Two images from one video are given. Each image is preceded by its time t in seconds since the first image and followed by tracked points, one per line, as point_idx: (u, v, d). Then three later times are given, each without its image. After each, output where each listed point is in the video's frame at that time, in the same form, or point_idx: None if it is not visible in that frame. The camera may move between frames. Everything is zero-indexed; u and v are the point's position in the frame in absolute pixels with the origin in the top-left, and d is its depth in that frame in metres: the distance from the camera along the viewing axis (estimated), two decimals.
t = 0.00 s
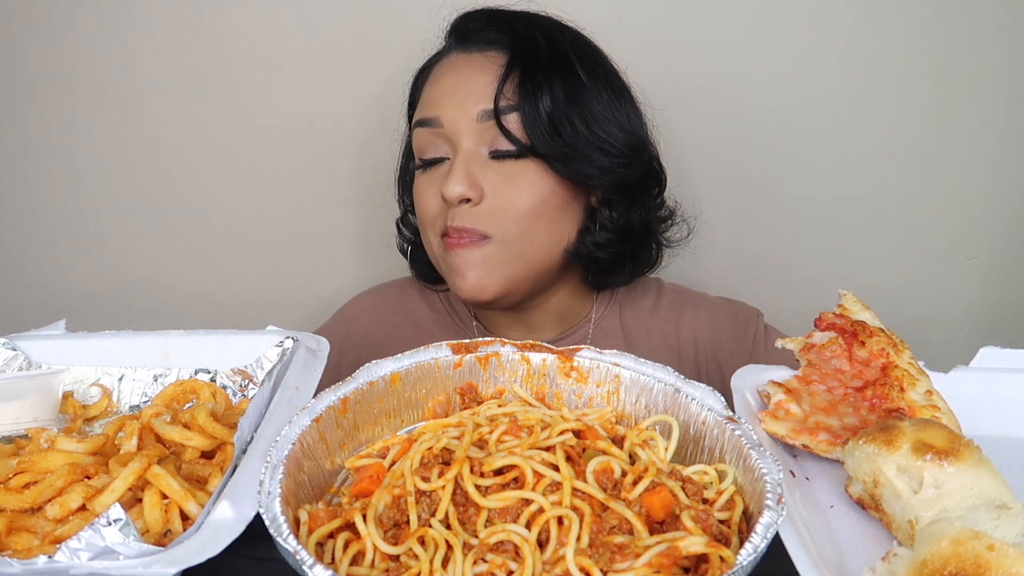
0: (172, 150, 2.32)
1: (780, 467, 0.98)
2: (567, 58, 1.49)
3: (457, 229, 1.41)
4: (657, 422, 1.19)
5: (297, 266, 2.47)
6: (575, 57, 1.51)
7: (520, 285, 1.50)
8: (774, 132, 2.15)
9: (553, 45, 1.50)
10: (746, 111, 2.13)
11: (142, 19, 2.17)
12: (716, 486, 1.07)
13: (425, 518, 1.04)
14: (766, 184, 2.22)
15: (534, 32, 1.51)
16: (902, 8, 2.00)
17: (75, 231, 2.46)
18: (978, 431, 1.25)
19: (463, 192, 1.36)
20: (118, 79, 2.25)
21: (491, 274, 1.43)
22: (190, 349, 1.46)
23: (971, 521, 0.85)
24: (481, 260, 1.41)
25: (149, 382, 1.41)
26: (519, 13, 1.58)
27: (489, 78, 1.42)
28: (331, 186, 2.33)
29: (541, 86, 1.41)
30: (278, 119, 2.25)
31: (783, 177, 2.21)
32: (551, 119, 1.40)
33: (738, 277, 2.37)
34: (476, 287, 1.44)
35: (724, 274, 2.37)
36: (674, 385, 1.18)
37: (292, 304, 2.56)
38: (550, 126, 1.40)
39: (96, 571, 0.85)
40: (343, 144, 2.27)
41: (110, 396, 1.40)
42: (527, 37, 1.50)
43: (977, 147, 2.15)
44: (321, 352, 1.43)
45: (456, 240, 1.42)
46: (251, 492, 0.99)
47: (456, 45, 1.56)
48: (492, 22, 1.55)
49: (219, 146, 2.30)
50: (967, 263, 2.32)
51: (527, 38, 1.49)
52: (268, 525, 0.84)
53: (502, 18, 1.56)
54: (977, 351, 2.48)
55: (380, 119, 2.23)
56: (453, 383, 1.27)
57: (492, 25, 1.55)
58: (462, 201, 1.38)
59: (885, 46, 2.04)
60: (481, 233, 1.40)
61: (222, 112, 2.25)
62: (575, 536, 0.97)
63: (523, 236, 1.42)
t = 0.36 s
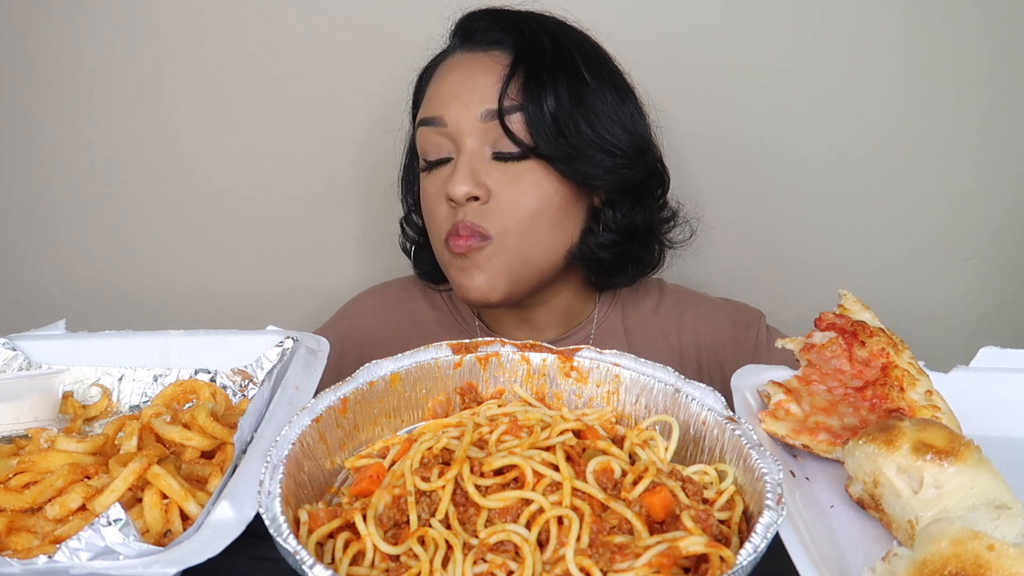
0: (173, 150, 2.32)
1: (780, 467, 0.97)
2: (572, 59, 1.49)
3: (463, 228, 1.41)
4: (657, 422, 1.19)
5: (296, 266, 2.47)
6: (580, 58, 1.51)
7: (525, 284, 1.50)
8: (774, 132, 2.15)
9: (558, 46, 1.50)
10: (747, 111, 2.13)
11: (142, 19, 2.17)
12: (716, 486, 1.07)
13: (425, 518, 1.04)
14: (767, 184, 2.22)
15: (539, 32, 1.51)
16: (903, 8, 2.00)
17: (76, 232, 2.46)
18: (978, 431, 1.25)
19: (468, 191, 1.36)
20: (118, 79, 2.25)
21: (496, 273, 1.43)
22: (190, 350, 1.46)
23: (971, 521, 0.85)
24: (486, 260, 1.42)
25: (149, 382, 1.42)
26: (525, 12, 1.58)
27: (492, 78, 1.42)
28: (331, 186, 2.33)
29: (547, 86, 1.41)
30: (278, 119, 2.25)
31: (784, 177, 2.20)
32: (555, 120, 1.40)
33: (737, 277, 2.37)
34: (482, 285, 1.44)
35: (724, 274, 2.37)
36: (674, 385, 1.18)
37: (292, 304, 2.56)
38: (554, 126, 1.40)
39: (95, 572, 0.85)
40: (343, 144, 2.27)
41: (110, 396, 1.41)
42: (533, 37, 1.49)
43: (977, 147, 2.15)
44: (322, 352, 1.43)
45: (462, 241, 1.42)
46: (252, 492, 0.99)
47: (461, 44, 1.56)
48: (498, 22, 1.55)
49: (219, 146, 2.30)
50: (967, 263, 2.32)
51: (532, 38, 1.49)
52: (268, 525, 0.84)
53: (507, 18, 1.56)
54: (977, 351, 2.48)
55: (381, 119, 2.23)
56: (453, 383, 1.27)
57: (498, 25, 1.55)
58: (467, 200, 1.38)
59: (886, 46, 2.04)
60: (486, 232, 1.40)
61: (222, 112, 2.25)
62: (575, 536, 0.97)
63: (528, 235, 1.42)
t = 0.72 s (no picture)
0: (173, 150, 2.32)
1: (780, 467, 0.97)
2: (571, 58, 1.49)
3: (462, 227, 1.41)
4: (657, 422, 1.19)
5: (296, 265, 2.47)
6: (579, 57, 1.51)
7: (525, 282, 1.50)
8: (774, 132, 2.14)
9: (557, 45, 1.50)
10: (747, 111, 2.12)
11: (142, 18, 2.17)
12: (716, 486, 1.07)
13: (425, 518, 1.04)
14: (767, 184, 2.22)
15: (538, 31, 1.51)
16: (904, 8, 2.00)
17: (75, 231, 2.46)
18: (978, 431, 1.25)
19: (468, 190, 1.36)
20: (118, 79, 2.25)
21: (496, 272, 1.43)
22: (190, 350, 1.46)
23: (971, 521, 0.85)
24: (486, 259, 1.42)
25: (149, 382, 1.41)
26: (523, 12, 1.58)
27: (492, 78, 1.42)
28: (331, 185, 2.33)
29: (546, 85, 1.41)
30: (278, 118, 2.25)
31: (784, 177, 2.20)
32: (555, 118, 1.40)
33: (737, 276, 2.37)
34: (482, 283, 1.44)
35: (724, 274, 2.37)
36: (674, 385, 1.18)
37: (292, 304, 2.56)
38: (554, 125, 1.40)
39: (96, 572, 0.85)
40: (343, 144, 2.27)
41: (110, 396, 1.40)
42: (532, 37, 1.49)
43: (977, 147, 2.15)
44: (322, 352, 1.43)
45: (462, 240, 1.42)
46: (251, 491, 0.99)
47: (460, 44, 1.56)
48: (496, 22, 1.55)
49: (219, 146, 2.30)
50: (967, 263, 2.32)
51: (531, 37, 1.49)
52: (268, 525, 0.84)
53: (506, 17, 1.56)
54: (977, 351, 2.48)
55: (381, 119, 2.23)
56: (453, 383, 1.27)
57: (497, 24, 1.54)
58: (467, 199, 1.38)
59: (887, 46, 2.04)
60: (486, 231, 1.40)
61: (222, 111, 2.25)
62: (575, 536, 0.97)
63: (527, 234, 1.42)
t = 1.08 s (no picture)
0: (173, 151, 2.32)
1: (780, 467, 0.98)
2: (569, 58, 1.49)
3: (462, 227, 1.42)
4: (657, 422, 1.19)
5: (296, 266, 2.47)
6: (577, 57, 1.51)
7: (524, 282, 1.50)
8: (773, 133, 2.15)
9: (554, 45, 1.50)
10: (746, 111, 2.13)
11: (142, 18, 2.17)
12: (716, 486, 1.07)
13: (424, 518, 1.04)
14: (766, 184, 2.22)
15: (536, 31, 1.51)
16: (903, 8, 2.00)
17: (75, 232, 2.46)
18: (978, 430, 1.25)
19: (466, 192, 1.37)
20: (118, 79, 2.25)
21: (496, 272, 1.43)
22: (190, 350, 1.46)
23: (972, 521, 0.85)
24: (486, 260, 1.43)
25: (149, 382, 1.42)
26: (522, 13, 1.58)
27: (491, 78, 1.41)
28: (331, 185, 2.33)
29: (544, 85, 1.41)
30: (279, 118, 2.25)
31: (783, 177, 2.21)
32: (553, 119, 1.40)
33: (737, 276, 2.37)
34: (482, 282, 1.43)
35: (724, 274, 2.37)
36: (674, 385, 1.18)
37: (292, 304, 2.56)
38: (551, 126, 1.40)
39: (96, 571, 0.85)
40: (343, 144, 2.27)
41: (110, 396, 1.40)
42: (529, 37, 1.49)
43: (977, 147, 2.15)
44: (321, 352, 1.43)
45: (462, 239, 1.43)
46: (251, 491, 0.99)
47: (459, 44, 1.56)
48: (495, 22, 1.55)
49: (219, 146, 2.30)
50: (967, 263, 2.32)
51: (529, 38, 1.49)
52: (268, 525, 0.84)
53: (505, 18, 1.56)
54: (977, 351, 2.49)
55: (381, 119, 2.23)
56: (453, 383, 1.27)
57: (495, 25, 1.55)
58: (465, 201, 1.38)
59: (887, 46, 2.04)
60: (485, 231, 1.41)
61: (222, 112, 2.25)
62: (575, 536, 0.97)
63: (526, 234, 1.42)
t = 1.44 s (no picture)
0: (173, 151, 2.32)
1: (780, 467, 0.98)
2: (569, 60, 1.49)
3: (463, 229, 1.42)
4: (657, 422, 1.19)
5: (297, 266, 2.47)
6: (578, 58, 1.51)
7: (525, 284, 1.50)
8: (773, 133, 2.15)
9: (554, 46, 1.50)
10: (746, 111, 2.12)
11: (142, 18, 2.17)
12: (716, 486, 1.07)
13: (424, 518, 1.04)
14: (767, 184, 2.22)
15: (536, 33, 1.51)
16: (903, 8, 2.00)
17: (75, 232, 2.46)
18: (977, 430, 1.25)
19: (467, 193, 1.36)
20: (118, 79, 2.25)
21: (496, 274, 1.43)
22: (190, 350, 1.46)
23: (972, 521, 0.85)
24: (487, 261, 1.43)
25: (150, 382, 1.42)
26: (522, 14, 1.58)
27: (491, 80, 1.41)
28: (331, 185, 2.33)
29: (544, 88, 1.41)
30: (278, 118, 2.25)
31: (783, 177, 2.21)
32: (553, 121, 1.40)
33: (737, 276, 2.37)
34: (482, 284, 1.43)
35: (724, 274, 2.37)
36: (674, 385, 1.18)
37: (292, 304, 2.56)
38: (551, 128, 1.40)
39: (96, 572, 0.85)
40: (343, 144, 2.27)
41: (110, 396, 1.40)
42: (529, 39, 1.49)
43: (977, 147, 2.15)
44: (321, 352, 1.43)
45: (463, 241, 1.43)
46: (251, 491, 0.99)
47: (459, 46, 1.56)
48: (494, 24, 1.55)
49: (219, 146, 2.30)
50: (967, 263, 2.32)
51: (529, 39, 1.49)
52: (268, 525, 0.84)
53: (504, 19, 1.56)
54: (977, 351, 2.49)
55: (381, 119, 2.23)
56: (453, 383, 1.28)
57: (495, 26, 1.55)
58: (467, 202, 1.38)
59: (887, 46, 2.04)
60: (486, 233, 1.41)
61: (222, 112, 2.25)
62: (575, 536, 0.97)
63: (527, 237, 1.42)
